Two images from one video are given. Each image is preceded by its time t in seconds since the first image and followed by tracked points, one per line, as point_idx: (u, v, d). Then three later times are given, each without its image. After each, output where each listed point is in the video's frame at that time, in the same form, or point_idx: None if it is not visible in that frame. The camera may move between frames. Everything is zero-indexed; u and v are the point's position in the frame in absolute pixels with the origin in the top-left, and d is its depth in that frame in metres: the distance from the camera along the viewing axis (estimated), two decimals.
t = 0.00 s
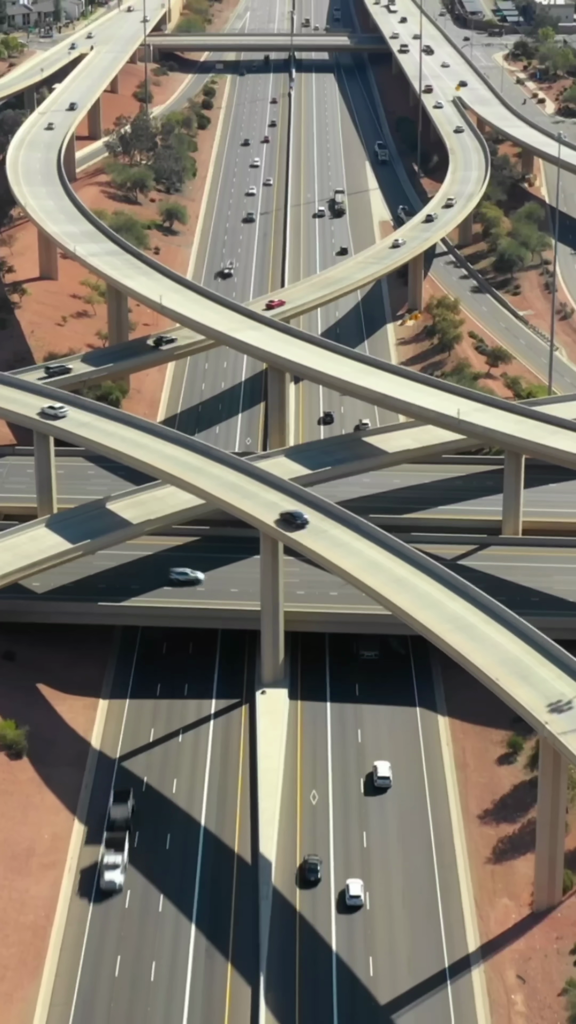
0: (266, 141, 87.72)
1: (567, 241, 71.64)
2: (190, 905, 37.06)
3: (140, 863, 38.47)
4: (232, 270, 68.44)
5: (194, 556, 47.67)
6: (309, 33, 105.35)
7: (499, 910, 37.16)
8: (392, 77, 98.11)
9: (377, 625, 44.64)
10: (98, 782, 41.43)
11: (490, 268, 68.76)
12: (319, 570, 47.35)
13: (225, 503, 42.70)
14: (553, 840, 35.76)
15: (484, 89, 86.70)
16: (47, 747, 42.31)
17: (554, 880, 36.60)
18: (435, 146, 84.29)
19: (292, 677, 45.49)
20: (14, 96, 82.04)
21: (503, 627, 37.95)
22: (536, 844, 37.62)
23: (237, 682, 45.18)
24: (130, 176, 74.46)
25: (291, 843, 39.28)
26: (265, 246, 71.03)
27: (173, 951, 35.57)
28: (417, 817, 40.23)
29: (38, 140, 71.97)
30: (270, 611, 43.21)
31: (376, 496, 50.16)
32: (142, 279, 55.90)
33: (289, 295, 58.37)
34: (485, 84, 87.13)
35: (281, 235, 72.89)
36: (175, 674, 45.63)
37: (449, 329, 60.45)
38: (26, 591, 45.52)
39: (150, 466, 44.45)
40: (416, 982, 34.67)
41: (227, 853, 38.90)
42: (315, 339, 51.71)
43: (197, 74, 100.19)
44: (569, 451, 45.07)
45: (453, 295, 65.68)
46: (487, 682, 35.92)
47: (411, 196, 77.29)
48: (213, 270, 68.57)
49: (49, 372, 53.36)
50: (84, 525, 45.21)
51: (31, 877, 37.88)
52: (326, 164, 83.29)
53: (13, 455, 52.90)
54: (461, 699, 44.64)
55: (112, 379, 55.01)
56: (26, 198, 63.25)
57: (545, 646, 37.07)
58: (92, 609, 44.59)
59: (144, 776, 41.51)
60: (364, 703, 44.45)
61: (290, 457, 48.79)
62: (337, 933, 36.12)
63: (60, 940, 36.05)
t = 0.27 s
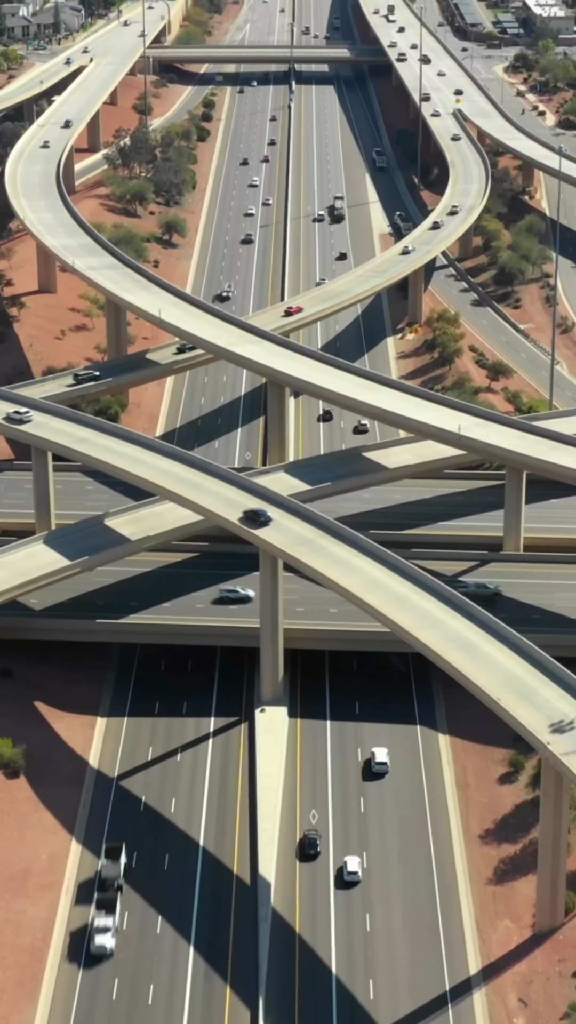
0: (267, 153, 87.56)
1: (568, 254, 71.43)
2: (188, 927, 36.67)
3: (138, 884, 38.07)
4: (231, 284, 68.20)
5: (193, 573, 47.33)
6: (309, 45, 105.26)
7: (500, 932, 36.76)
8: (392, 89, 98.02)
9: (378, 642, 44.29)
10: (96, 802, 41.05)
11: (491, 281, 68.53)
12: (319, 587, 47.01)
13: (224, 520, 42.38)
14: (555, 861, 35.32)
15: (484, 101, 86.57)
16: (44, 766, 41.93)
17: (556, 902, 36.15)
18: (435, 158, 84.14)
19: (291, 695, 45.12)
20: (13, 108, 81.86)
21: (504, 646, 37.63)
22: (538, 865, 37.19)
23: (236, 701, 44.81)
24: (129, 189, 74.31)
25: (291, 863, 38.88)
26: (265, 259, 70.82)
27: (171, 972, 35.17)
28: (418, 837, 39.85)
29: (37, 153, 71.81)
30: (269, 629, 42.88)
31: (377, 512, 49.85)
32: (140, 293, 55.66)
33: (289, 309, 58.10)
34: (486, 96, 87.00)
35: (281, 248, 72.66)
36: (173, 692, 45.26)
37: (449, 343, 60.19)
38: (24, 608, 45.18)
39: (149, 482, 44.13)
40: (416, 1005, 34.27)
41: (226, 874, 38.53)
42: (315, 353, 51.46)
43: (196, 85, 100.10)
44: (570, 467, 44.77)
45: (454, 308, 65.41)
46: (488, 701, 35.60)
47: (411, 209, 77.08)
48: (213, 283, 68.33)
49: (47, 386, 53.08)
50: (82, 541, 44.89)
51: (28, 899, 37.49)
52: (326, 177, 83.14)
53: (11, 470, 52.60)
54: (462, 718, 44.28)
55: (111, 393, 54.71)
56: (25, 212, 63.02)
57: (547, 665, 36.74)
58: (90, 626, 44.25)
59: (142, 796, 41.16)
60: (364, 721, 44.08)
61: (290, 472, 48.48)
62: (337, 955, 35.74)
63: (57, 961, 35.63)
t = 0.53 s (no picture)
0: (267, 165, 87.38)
1: (568, 266, 71.19)
2: (187, 948, 36.25)
3: (136, 905, 37.69)
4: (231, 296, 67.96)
5: (192, 589, 46.98)
6: (308, 56, 105.19)
7: (502, 954, 36.35)
8: (392, 101, 97.91)
9: (378, 660, 43.93)
10: (94, 820, 40.69)
11: (491, 294, 68.28)
12: (319, 603, 46.65)
13: (223, 536, 42.03)
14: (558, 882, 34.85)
15: (485, 113, 86.42)
16: (41, 784, 41.57)
17: (558, 924, 35.67)
18: (436, 170, 83.92)
19: (291, 713, 44.74)
20: (12, 120, 81.68)
21: (505, 664, 37.30)
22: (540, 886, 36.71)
23: (235, 718, 44.43)
24: (129, 201, 74.10)
25: (290, 883, 38.49)
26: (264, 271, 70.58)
27: (169, 994, 34.75)
28: (419, 857, 39.46)
29: (37, 165, 71.59)
30: (268, 646, 42.55)
31: (377, 527, 49.51)
32: (139, 306, 55.37)
33: (289, 322, 57.81)
34: (486, 107, 86.82)
35: (281, 260, 72.40)
36: (172, 709, 44.87)
37: (450, 357, 59.90)
38: (21, 625, 44.83)
39: (147, 498, 43.79)
40: None
41: (225, 895, 38.13)
42: (314, 367, 51.16)
43: (196, 97, 100.00)
44: (572, 483, 44.43)
45: (454, 322, 65.14)
46: (489, 720, 35.25)
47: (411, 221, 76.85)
48: (213, 295, 68.08)
49: (45, 400, 52.77)
50: (80, 557, 44.57)
51: (25, 920, 37.13)
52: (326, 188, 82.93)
53: (9, 485, 52.28)
54: (463, 736, 43.91)
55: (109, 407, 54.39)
56: (23, 224, 62.77)
57: (549, 684, 36.40)
58: (88, 643, 43.89)
59: (141, 815, 40.79)
60: (364, 739, 43.70)
61: (290, 487, 48.14)
62: (337, 978, 35.33)
63: (55, 983, 35.24)
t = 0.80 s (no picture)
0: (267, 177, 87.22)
1: (569, 278, 70.96)
2: (185, 971, 35.81)
3: (134, 926, 37.27)
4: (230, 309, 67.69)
5: (191, 605, 46.64)
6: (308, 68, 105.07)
7: (504, 976, 35.91)
8: (393, 112, 97.80)
9: (378, 677, 43.58)
10: (91, 840, 40.30)
11: (492, 307, 68.05)
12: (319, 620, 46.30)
13: (222, 553, 41.70)
14: (560, 902, 34.30)
15: (485, 125, 86.26)
16: (39, 804, 41.19)
17: (561, 945, 34.97)
18: (436, 182, 83.70)
19: (290, 731, 44.35)
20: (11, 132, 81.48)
21: (508, 684, 36.93)
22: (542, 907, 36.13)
23: (234, 737, 44.04)
24: (128, 213, 73.95)
25: (290, 906, 38.06)
26: (264, 284, 70.32)
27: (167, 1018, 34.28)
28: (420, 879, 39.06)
29: (36, 177, 71.37)
30: (268, 664, 42.25)
31: (377, 543, 49.16)
32: (138, 320, 55.09)
33: (289, 336, 57.53)
34: (487, 120, 86.64)
35: (280, 272, 72.14)
36: (171, 727, 44.48)
37: (450, 370, 59.65)
38: (19, 642, 44.50)
39: (146, 514, 43.46)
40: None
41: (224, 916, 37.71)
42: (315, 382, 50.87)
43: (196, 109, 99.86)
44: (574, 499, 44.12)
45: (455, 335, 64.85)
46: (491, 741, 34.89)
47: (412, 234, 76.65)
48: (212, 308, 67.83)
49: (43, 414, 52.48)
50: (79, 574, 44.23)
51: (21, 941, 36.74)
52: (326, 200, 82.74)
53: (7, 500, 51.98)
54: (464, 754, 43.52)
55: (108, 421, 54.09)
56: (22, 237, 62.52)
57: (552, 703, 36.05)
58: (86, 660, 43.54)
59: (139, 835, 40.40)
60: (364, 758, 43.31)
61: (289, 503, 47.82)
62: (337, 1001, 34.91)
63: (51, 1007, 34.79)
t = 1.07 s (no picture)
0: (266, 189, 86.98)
1: (570, 291, 70.72)
2: (184, 992, 35.38)
3: (132, 947, 36.87)
4: (230, 322, 67.42)
5: (190, 621, 46.29)
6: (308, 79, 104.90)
7: (506, 998, 35.49)
8: (393, 124, 97.66)
9: (378, 694, 43.21)
10: (89, 859, 39.91)
11: (493, 319, 67.78)
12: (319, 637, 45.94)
13: (221, 569, 41.36)
14: (563, 924, 33.90)
15: (486, 136, 86.07)
16: (36, 822, 40.83)
17: (563, 968, 34.59)
18: (437, 194, 83.47)
19: (290, 749, 43.97)
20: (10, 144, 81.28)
21: (510, 703, 36.56)
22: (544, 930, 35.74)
23: (234, 755, 43.66)
24: (128, 225, 73.76)
25: (290, 926, 37.63)
26: (264, 296, 70.07)
27: None
28: (420, 899, 38.65)
29: (35, 190, 71.13)
30: (267, 681, 41.92)
31: (377, 559, 48.82)
32: (137, 333, 54.80)
33: (289, 349, 57.22)
34: (487, 132, 86.41)
35: (280, 285, 71.87)
36: (170, 745, 44.09)
37: (451, 384, 59.39)
38: (16, 659, 44.15)
39: (145, 530, 43.13)
40: None
41: (222, 937, 37.29)
42: (315, 396, 50.56)
43: (196, 120, 99.67)
44: None
45: (455, 348, 64.58)
46: (492, 760, 34.51)
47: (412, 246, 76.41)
48: (212, 321, 67.55)
49: (41, 428, 52.18)
50: (77, 590, 43.89)
51: (18, 963, 36.36)
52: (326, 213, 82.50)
53: (5, 514, 51.67)
54: (465, 773, 43.13)
55: (107, 435, 53.80)
56: (21, 250, 62.26)
57: (554, 723, 35.69)
58: (84, 677, 43.19)
59: (137, 854, 40.02)
60: (365, 775, 42.92)
61: (289, 518, 47.49)
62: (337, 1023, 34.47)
63: None
